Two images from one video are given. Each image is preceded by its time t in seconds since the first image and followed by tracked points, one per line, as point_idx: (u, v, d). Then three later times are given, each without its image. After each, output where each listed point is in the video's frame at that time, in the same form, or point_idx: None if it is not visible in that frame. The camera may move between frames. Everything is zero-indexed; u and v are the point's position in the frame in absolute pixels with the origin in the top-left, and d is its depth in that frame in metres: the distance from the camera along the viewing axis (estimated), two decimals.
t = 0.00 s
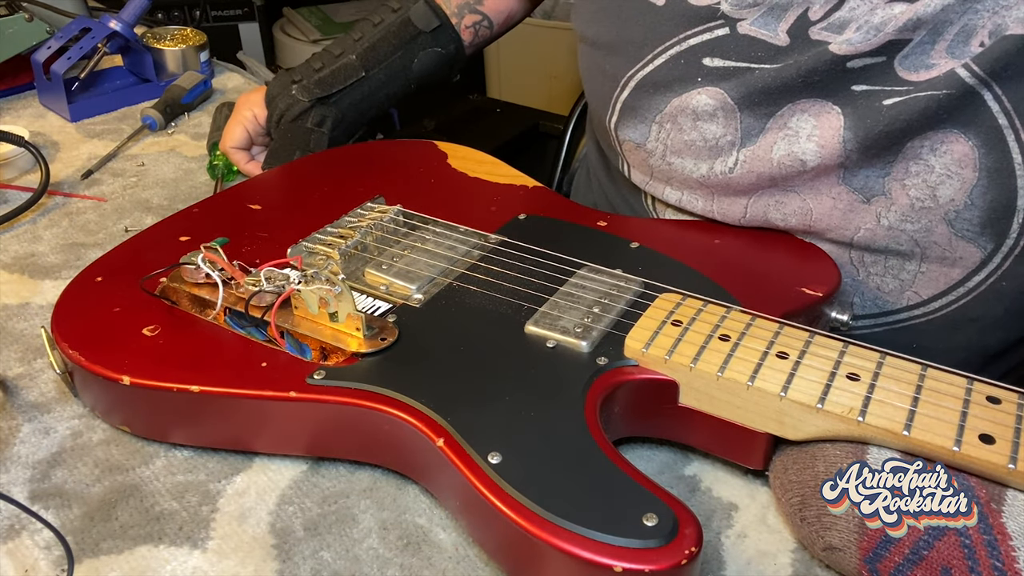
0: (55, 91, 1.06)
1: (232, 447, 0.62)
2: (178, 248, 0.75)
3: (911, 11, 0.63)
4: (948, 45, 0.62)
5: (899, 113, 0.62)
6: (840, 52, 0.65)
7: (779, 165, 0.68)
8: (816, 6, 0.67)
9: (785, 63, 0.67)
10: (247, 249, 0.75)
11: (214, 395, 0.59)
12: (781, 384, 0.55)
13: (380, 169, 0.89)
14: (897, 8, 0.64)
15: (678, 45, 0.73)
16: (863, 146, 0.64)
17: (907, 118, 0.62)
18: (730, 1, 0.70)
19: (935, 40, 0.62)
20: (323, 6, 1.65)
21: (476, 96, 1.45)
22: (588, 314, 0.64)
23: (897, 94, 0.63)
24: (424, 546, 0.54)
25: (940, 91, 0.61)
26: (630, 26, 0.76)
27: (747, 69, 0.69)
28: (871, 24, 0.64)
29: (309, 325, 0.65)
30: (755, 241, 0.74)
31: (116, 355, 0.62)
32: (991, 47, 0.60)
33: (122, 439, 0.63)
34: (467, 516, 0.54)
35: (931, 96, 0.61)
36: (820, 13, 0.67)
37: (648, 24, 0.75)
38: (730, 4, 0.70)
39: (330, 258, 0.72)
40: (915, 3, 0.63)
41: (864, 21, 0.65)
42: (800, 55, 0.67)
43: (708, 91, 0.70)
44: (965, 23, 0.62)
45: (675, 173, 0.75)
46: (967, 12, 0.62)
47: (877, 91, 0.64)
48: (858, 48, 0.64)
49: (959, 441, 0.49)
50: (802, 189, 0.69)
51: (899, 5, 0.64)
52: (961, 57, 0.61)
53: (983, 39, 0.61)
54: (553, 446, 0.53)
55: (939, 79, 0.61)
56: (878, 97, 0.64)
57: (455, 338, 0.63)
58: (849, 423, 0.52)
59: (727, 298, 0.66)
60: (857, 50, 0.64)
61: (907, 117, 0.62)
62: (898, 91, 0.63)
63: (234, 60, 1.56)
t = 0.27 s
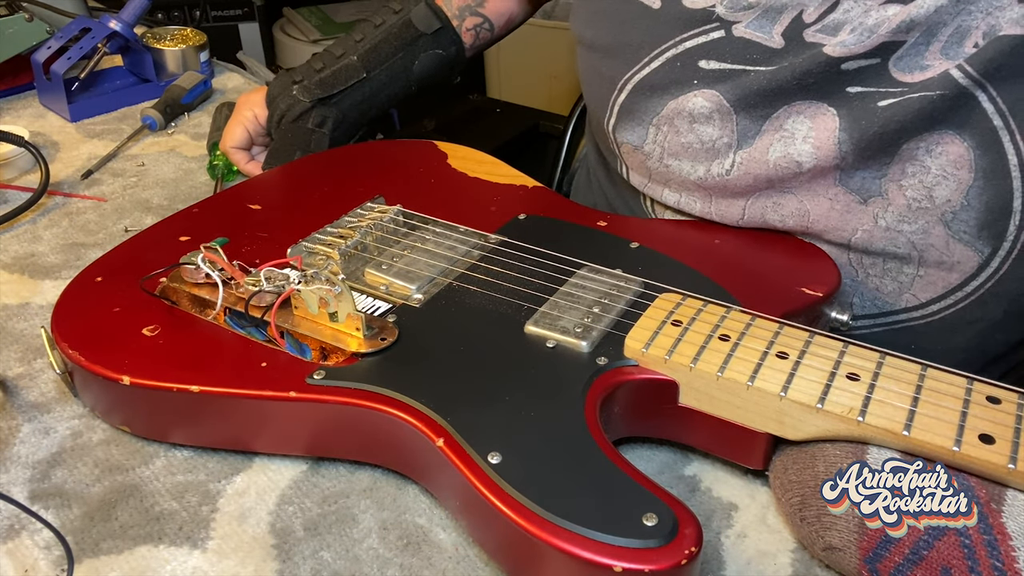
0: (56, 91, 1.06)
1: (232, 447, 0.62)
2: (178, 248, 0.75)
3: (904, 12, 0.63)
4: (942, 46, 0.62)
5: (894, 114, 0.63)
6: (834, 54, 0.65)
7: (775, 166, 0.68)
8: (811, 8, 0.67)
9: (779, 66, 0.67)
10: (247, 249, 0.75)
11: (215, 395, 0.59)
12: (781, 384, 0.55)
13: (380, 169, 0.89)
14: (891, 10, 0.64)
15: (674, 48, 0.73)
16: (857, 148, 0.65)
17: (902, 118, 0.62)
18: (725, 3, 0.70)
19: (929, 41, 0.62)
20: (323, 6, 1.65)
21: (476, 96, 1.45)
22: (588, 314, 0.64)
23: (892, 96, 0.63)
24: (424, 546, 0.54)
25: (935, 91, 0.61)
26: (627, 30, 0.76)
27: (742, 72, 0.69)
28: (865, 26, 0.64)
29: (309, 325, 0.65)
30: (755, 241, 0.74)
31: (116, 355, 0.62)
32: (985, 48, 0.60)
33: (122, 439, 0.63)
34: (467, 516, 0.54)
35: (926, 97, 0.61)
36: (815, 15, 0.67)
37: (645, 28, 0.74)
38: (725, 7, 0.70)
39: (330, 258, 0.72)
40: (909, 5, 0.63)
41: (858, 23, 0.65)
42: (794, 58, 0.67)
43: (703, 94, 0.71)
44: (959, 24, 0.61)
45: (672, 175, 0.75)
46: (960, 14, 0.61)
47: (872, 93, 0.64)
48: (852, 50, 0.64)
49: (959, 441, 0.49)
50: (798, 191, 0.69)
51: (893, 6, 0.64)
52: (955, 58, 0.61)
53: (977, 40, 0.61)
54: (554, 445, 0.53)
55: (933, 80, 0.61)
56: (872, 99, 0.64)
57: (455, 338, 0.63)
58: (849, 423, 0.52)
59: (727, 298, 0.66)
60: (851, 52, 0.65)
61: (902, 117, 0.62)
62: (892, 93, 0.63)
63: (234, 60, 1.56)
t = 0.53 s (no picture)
0: (56, 91, 1.06)
1: (232, 447, 0.62)
2: (178, 248, 0.75)
3: (900, 18, 0.63)
4: (938, 53, 0.62)
5: (888, 120, 0.63)
6: (830, 59, 0.65)
7: (771, 170, 0.68)
8: (808, 12, 0.68)
9: (775, 70, 0.67)
10: (247, 249, 0.75)
11: (215, 395, 0.59)
12: (781, 384, 0.55)
13: (380, 169, 0.89)
14: (887, 15, 0.64)
15: (671, 51, 0.73)
16: (852, 154, 0.65)
17: (898, 125, 0.62)
18: (722, 7, 0.71)
19: (926, 47, 0.63)
20: (323, 6, 1.65)
21: (476, 96, 1.45)
22: (588, 314, 0.64)
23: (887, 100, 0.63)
24: (424, 546, 0.54)
25: (930, 98, 0.61)
26: (625, 32, 0.76)
27: (738, 76, 0.69)
28: (862, 31, 0.65)
29: (309, 325, 0.65)
30: (755, 241, 0.74)
31: (116, 355, 0.62)
32: (980, 55, 0.60)
33: (122, 439, 0.63)
34: (467, 516, 0.54)
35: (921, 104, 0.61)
36: (812, 19, 0.67)
37: (643, 30, 0.75)
38: (722, 11, 0.70)
39: (330, 258, 0.72)
40: (906, 10, 0.63)
41: (854, 28, 0.65)
42: (790, 62, 0.67)
43: (700, 97, 0.71)
44: (955, 31, 0.62)
45: (669, 178, 0.75)
46: (956, 21, 0.62)
47: (868, 98, 0.64)
48: (847, 55, 0.65)
49: (959, 441, 0.49)
50: (793, 197, 0.69)
51: (890, 11, 0.64)
52: (950, 64, 0.61)
53: (973, 47, 0.61)
54: (554, 445, 0.53)
55: (929, 85, 0.62)
56: (868, 104, 0.64)
57: (455, 338, 0.63)
58: (849, 423, 0.52)
59: (727, 298, 0.66)
60: (847, 57, 0.65)
61: (898, 123, 0.62)
62: (888, 99, 0.63)
63: (234, 59, 1.56)
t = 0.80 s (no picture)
0: (55, 90, 1.06)
1: (232, 447, 0.62)
2: (178, 248, 0.75)
3: (910, 20, 0.63)
4: (947, 55, 0.62)
5: (895, 123, 0.63)
6: (839, 61, 0.65)
7: (775, 172, 0.68)
8: (816, 14, 0.67)
9: (784, 71, 0.67)
10: (247, 249, 0.75)
11: (215, 395, 0.59)
12: (781, 384, 0.55)
13: (380, 169, 0.89)
14: (896, 18, 0.64)
15: (677, 51, 0.72)
16: (857, 154, 0.65)
17: (904, 126, 0.62)
18: (730, 8, 0.71)
19: (935, 50, 0.63)
20: (323, 6, 1.65)
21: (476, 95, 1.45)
22: (588, 314, 0.64)
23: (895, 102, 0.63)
24: (424, 546, 0.54)
25: (939, 99, 0.61)
26: (630, 30, 0.76)
27: (745, 77, 0.69)
28: (870, 33, 0.64)
29: (309, 325, 0.65)
30: (755, 241, 0.74)
31: (116, 355, 0.62)
32: (990, 57, 0.60)
33: (122, 439, 0.63)
34: (467, 517, 0.54)
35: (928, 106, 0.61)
36: (820, 21, 0.67)
37: (648, 29, 0.75)
38: (730, 12, 0.70)
39: (330, 258, 0.72)
40: (915, 12, 0.63)
41: (863, 30, 0.65)
42: (798, 63, 0.67)
43: (707, 98, 0.70)
44: (965, 33, 0.62)
45: (673, 178, 0.75)
46: (966, 23, 0.62)
47: (875, 99, 0.64)
48: (856, 57, 0.64)
49: (959, 441, 0.49)
50: (800, 198, 0.69)
51: (899, 14, 0.64)
52: (959, 67, 0.61)
53: (982, 50, 0.61)
54: (554, 445, 0.53)
55: (938, 88, 0.61)
56: (876, 106, 0.64)
57: (455, 338, 0.63)
58: (849, 423, 0.52)
59: (727, 298, 0.66)
60: (855, 58, 0.64)
61: (904, 125, 0.62)
62: (896, 100, 0.63)
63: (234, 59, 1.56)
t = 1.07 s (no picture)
0: (56, 90, 1.06)
1: (232, 447, 0.62)
2: (178, 248, 0.75)
3: (912, 17, 0.63)
4: (950, 52, 0.62)
5: (898, 119, 0.62)
6: (842, 57, 0.65)
7: (778, 168, 0.68)
8: (819, 10, 0.68)
9: (787, 68, 0.67)
10: (247, 249, 0.75)
11: (215, 395, 0.59)
12: (781, 384, 0.55)
13: (380, 169, 0.89)
14: (900, 14, 0.64)
15: (680, 48, 0.73)
16: (861, 152, 0.64)
17: (906, 122, 0.62)
18: (733, 5, 0.71)
19: (937, 46, 0.63)
20: (324, 6, 1.65)
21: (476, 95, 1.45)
22: (588, 314, 0.64)
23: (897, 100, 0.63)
24: (424, 546, 0.54)
25: (942, 95, 0.61)
26: (632, 28, 0.76)
27: (749, 73, 0.69)
28: (873, 30, 0.65)
29: (309, 325, 0.65)
30: (755, 241, 0.74)
31: (116, 355, 0.62)
32: (992, 54, 0.60)
33: (122, 439, 0.63)
34: (468, 516, 0.54)
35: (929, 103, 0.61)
36: (823, 17, 0.67)
37: (650, 26, 0.75)
38: (733, 8, 0.71)
39: (330, 258, 0.72)
40: (918, 9, 0.63)
41: (866, 26, 0.65)
42: (801, 59, 0.67)
43: (709, 94, 0.71)
44: (967, 30, 0.62)
45: (675, 176, 0.75)
46: (968, 20, 0.62)
47: (878, 96, 0.64)
48: (860, 53, 0.64)
49: (959, 441, 0.49)
50: (801, 194, 0.69)
51: (902, 11, 0.64)
52: (961, 64, 0.61)
53: (984, 47, 0.61)
54: (554, 445, 0.53)
55: (941, 84, 0.61)
56: (878, 103, 0.64)
57: (455, 338, 0.63)
58: (849, 423, 0.52)
59: (727, 298, 0.66)
60: (859, 55, 0.64)
61: (907, 120, 0.62)
62: (899, 97, 0.63)
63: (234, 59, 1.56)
